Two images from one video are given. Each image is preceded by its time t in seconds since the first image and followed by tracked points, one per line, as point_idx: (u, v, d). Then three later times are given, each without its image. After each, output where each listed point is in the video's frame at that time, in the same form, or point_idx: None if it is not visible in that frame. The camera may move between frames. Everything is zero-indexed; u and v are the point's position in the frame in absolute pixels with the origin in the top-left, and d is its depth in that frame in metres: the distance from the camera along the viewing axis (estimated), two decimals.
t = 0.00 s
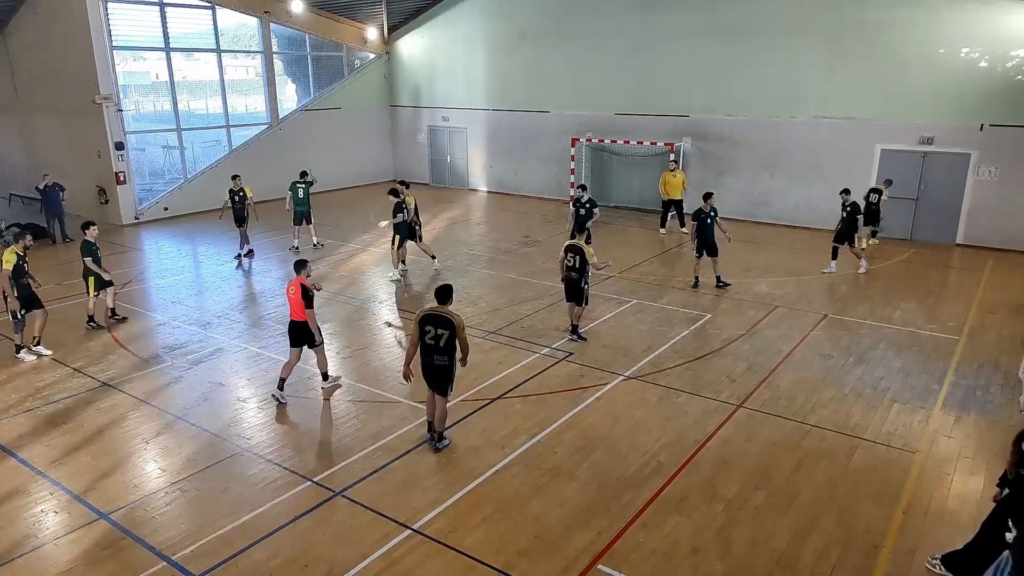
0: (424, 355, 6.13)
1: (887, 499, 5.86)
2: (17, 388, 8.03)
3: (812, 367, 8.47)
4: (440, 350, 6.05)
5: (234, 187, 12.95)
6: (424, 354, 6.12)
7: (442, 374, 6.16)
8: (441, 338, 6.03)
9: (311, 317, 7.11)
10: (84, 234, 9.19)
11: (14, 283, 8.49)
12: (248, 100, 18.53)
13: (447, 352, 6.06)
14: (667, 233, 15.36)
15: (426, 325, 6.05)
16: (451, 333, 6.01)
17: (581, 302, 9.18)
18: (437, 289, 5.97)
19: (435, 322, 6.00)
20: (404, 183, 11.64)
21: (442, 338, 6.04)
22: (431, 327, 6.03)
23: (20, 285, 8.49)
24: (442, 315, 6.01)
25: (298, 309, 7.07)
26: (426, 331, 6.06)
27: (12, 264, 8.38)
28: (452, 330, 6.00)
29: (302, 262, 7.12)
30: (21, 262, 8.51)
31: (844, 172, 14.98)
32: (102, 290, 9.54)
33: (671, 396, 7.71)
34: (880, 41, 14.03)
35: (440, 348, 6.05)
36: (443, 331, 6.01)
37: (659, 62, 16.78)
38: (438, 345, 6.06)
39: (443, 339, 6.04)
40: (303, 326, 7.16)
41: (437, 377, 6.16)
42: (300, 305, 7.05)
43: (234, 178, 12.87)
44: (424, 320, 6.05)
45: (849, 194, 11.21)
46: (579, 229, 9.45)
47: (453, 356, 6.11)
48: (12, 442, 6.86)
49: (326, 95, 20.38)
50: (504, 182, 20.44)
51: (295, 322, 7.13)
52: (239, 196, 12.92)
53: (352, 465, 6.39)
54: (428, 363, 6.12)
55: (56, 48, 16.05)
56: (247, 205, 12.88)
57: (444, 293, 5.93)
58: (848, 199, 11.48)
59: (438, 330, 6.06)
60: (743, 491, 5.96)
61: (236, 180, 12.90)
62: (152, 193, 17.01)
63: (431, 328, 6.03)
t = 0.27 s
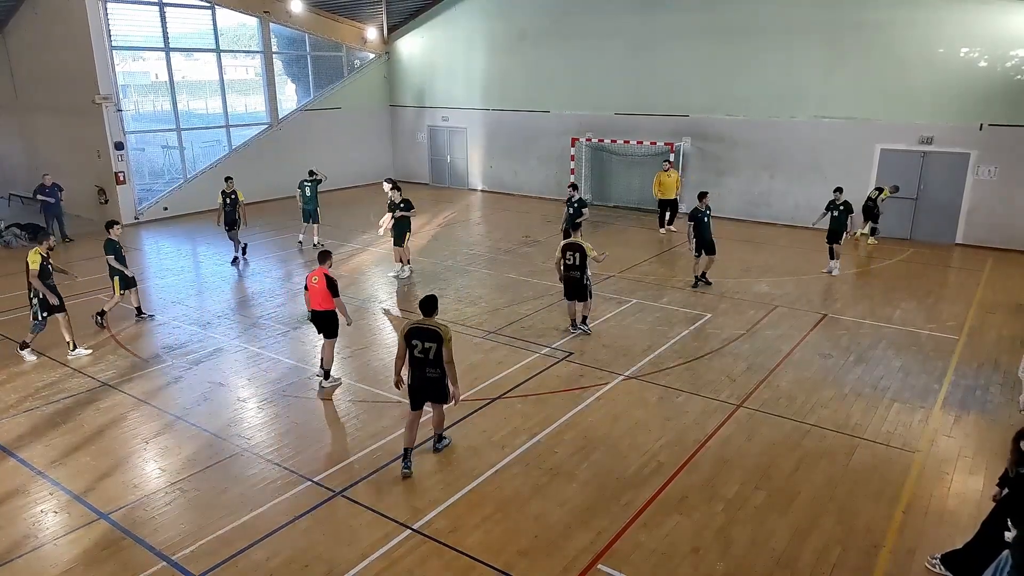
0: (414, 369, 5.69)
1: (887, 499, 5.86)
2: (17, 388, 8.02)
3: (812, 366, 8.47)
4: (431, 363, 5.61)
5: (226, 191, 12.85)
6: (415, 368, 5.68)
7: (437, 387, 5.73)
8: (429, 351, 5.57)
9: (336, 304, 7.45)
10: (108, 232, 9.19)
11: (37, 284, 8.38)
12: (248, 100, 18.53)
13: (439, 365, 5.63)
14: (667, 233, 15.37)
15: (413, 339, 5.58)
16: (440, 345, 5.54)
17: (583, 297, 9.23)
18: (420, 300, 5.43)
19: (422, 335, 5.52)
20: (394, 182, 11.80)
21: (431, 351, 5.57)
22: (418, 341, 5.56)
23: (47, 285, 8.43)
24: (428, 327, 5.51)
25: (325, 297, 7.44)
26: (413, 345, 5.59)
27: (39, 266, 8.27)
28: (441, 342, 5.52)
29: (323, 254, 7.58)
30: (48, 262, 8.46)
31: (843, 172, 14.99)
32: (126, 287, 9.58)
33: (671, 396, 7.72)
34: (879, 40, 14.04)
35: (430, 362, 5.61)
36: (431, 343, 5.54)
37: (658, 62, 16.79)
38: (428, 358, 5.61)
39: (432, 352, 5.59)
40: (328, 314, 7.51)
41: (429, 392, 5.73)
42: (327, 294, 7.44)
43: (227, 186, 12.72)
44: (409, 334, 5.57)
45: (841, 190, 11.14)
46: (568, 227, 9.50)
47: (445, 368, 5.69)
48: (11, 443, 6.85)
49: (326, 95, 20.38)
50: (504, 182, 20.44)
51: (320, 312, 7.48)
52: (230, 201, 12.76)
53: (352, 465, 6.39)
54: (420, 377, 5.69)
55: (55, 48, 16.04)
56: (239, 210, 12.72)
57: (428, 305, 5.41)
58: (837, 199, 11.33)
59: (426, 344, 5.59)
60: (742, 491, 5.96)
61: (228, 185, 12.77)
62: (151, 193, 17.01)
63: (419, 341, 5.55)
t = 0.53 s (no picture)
0: (400, 383, 5.55)
1: (887, 498, 5.86)
2: (17, 388, 8.02)
3: (812, 366, 8.47)
4: (418, 376, 5.49)
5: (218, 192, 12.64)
6: (400, 383, 5.53)
7: (423, 402, 5.59)
8: (416, 363, 5.47)
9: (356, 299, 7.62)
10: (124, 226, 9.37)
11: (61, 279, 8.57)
12: (248, 100, 18.54)
13: (426, 377, 5.51)
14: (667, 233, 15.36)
15: (398, 351, 5.48)
16: (427, 355, 5.47)
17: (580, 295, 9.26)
18: (404, 310, 5.39)
19: (408, 345, 5.44)
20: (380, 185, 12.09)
21: (418, 362, 5.47)
22: (404, 352, 5.46)
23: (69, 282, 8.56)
24: (415, 337, 5.44)
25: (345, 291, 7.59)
26: (398, 357, 5.48)
27: (59, 262, 8.47)
28: (428, 351, 5.45)
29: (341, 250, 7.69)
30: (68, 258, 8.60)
31: (843, 171, 14.98)
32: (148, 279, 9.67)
33: (671, 396, 7.71)
34: (879, 40, 14.04)
35: (416, 374, 5.49)
36: (418, 354, 5.45)
37: (658, 62, 16.78)
38: (414, 371, 5.49)
39: (418, 364, 5.48)
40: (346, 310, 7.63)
41: (416, 407, 5.57)
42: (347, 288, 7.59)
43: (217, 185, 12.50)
44: (395, 345, 5.48)
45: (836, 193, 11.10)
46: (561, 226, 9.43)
47: (432, 381, 5.58)
48: (11, 443, 6.84)
49: (326, 95, 20.38)
50: (504, 182, 20.44)
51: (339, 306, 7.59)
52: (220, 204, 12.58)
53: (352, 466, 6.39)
54: (405, 392, 5.54)
55: (55, 49, 16.04)
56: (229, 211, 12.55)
57: (413, 313, 5.36)
58: (831, 202, 11.27)
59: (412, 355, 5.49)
60: (743, 491, 5.96)
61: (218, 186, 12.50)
62: (151, 193, 17.01)
63: (405, 353, 5.45)
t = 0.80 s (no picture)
0: (395, 399, 5.20)
1: (887, 498, 5.86)
2: (17, 389, 8.02)
3: (812, 366, 8.47)
4: (413, 392, 5.13)
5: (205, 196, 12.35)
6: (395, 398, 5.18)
7: (418, 420, 5.23)
8: (413, 378, 5.12)
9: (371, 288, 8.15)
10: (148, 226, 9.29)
11: (85, 281, 8.46)
12: (248, 100, 18.54)
13: (422, 394, 5.14)
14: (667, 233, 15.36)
15: (394, 366, 5.14)
16: (424, 371, 5.10)
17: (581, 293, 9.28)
18: (401, 321, 5.05)
19: (404, 360, 5.09)
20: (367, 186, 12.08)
21: (415, 378, 5.12)
22: (401, 367, 5.12)
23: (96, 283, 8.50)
24: (413, 352, 5.09)
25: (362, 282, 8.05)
26: (394, 372, 5.14)
27: (84, 264, 8.37)
28: (425, 367, 5.09)
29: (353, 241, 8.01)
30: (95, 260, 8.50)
31: (843, 171, 14.99)
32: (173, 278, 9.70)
33: (672, 396, 7.71)
34: (879, 40, 14.04)
35: (412, 391, 5.13)
36: (415, 369, 5.09)
37: (658, 62, 16.78)
38: (410, 387, 5.14)
39: (415, 380, 5.12)
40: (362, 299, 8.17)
41: (411, 425, 5.23)
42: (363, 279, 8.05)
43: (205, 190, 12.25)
44: (391, 359, 5.13)
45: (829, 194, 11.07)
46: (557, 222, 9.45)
47: (429, 399, 5.20)
48: (11, 443, 6.84)
49: (326, 95, 20.38)
50: (504, 182, 20.44)
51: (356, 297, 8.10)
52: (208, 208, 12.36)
53: (352, 466, 6.39)
54: (401, 409, 5.20)
55: (55, 49, 16.05)
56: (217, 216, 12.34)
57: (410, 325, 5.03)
58: (824, 201, 11.24)
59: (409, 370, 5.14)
60: (743, 491, 5.96)
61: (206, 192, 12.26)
62: (152, 193, 17.01)
63: (402, 367, 5.11)
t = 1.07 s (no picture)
0: (393, 412, 5.02)
1: (888, 499, 5.86)
2: (17, 388, 8.02)
3: (812, 367, 8.47)
4: (413, 405, 4.96)
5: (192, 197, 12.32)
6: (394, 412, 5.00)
7: (416, 434, 5.07)
8: (413, 391, 4.94)
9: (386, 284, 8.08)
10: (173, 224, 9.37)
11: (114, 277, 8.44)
12: (249, 100, 18.54)
13: (422, 407, 4.99)
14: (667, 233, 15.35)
15: (394, 378, 4.95)
16: (426, 384, 4.95)
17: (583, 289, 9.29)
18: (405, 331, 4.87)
19: (406, 372, 4.91)
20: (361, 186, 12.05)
21: (416, 391, 4.95)
22: (402, 379, 4.93)
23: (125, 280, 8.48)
24: (415, 363, 4.93)
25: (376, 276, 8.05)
26: (394, 384, 4.95)
27: (115, 260, 8.37)
28: (427, 379, 4.94)
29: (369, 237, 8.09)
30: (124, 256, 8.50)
31: (843, 172, 14.98)
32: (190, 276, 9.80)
33: (672, 396, 7.71)
34: (880, 40, 14.04)
35: (412, 404, 4.96)
36: (417, 382, 4.93)
37: (659, 61, 16.78)
38: (410, 400, 4.96)
39: (415, 393, 4.95)
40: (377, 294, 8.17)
41: (408, 438, 5.07)
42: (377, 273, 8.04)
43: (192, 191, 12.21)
44: (392, 371, 4.94)
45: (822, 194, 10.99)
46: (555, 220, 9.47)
47: (428, 410, 5.05)
48: (12, 443, 6.84)
49: (327, 95, 20.38)
50: (505, 182, 20.44)
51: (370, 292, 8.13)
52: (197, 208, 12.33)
53: (352, 466, 6.38)
54: (399, 422, 5.02)
55: (55, 48, 16.05)
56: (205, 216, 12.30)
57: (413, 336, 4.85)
58: (815, 202, 11.21)
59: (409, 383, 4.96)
60: (743, 491, 5.96)
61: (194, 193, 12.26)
62: (152, 193, 17.01)
63: (402, 379, 4.92)
